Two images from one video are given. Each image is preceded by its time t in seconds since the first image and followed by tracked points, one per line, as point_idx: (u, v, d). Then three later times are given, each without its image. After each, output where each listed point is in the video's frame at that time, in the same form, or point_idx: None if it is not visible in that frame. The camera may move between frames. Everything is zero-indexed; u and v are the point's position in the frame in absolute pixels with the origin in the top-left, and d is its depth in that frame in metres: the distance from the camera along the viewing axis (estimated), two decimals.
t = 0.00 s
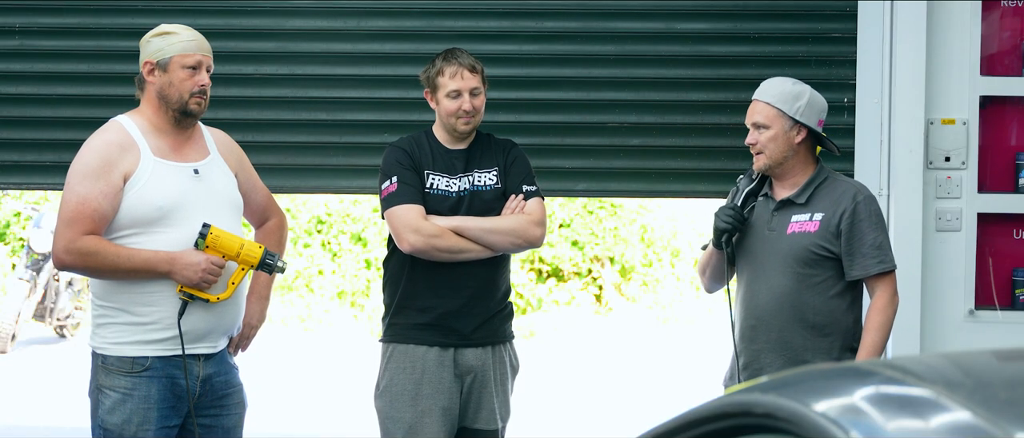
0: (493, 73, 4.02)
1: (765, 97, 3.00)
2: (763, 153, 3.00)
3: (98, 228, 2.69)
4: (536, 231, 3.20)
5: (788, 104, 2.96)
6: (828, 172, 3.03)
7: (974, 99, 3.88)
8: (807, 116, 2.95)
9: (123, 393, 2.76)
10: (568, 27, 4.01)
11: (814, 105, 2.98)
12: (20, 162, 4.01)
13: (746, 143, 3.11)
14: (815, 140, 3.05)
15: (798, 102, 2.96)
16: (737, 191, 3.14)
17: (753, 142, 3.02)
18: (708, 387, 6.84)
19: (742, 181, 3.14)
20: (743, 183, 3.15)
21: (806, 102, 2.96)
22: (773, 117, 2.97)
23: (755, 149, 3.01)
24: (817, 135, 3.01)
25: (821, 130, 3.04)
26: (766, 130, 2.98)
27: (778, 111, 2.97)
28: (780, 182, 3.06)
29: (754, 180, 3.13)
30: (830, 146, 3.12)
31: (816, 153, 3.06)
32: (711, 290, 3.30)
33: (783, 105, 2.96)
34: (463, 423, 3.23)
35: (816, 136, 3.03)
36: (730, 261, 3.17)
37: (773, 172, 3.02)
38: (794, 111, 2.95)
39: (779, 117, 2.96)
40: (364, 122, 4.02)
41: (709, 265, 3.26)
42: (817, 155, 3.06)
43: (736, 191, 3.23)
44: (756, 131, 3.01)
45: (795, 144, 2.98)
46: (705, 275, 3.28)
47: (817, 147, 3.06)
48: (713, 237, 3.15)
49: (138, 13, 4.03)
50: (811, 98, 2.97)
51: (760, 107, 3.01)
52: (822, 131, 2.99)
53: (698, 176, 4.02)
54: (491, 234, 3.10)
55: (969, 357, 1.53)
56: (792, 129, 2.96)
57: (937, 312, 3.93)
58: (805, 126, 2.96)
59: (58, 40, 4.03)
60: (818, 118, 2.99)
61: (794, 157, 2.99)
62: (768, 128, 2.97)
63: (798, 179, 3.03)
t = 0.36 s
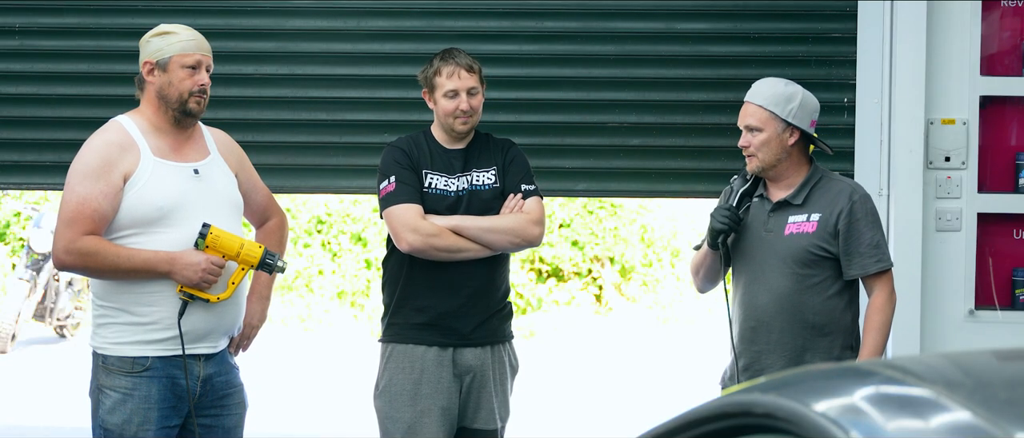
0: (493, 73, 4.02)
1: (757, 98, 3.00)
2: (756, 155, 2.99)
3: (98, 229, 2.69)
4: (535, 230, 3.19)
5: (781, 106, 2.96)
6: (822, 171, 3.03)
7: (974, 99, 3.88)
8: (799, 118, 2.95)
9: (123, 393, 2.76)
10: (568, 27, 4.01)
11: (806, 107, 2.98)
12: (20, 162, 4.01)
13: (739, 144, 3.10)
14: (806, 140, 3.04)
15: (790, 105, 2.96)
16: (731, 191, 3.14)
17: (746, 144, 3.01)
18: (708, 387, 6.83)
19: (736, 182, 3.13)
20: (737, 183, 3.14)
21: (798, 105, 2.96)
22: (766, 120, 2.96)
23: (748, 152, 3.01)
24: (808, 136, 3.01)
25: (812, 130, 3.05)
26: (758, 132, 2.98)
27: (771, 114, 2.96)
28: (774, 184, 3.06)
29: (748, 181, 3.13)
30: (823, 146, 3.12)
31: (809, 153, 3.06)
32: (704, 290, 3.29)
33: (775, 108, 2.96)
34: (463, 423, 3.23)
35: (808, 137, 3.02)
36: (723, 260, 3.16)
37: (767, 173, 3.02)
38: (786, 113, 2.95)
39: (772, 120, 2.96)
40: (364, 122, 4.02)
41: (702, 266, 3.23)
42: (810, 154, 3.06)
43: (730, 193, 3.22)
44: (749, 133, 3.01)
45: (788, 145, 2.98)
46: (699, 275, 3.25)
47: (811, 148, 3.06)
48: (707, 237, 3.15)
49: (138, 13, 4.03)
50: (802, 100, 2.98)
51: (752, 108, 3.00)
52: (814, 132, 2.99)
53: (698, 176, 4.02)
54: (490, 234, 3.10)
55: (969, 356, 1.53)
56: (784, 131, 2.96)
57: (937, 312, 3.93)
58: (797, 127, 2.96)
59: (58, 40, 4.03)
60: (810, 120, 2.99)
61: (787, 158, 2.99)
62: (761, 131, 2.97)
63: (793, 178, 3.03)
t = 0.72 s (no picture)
0: (493, 73, 4.02)
1: (761, 98, 3.01)
2: (758, 155, 2.99)
3: (98, 229, 2.69)
4: (533, 230, 3.19)
5: (784, 107, 2.96)
6: (824, 171, 3.05)
7: (974, 99, 3.88)
8: (803, 118, 2.96)
9: (124, 393, 2.76)
10: (568, 27, 4.01)
11: (810, 107, 2.98)
12: (20, 162, 4.01)
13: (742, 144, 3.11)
14: (810, 140, 3.05)
15: (794, 105, 2.96)
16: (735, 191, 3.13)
17: (750, 144, 3.01)
18: (709, 387, 6.83)
19: (739, 181, 3.12)
20: (739, 183, 3.13)
21: (802, 106, 2.97)
22: (769, 120, 2.97)
23: (752, 151, 3.01)
24: (812, 137, 3.03)
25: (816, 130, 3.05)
26: (762, 133, 2.98)
27: (774, 114, 2.97)
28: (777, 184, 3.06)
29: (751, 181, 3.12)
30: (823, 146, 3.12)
31: (812, 154, 3.07)
32: (705, 289, 3.27)
33: (779, 108, 2.96)
34: (462, 423, 3.23)
35: (812, 137, 3.03)
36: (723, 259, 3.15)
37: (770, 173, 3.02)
38: (790, 114, 2.95)
39: (776, 120, 2.96)
40: (364, 122, 4.02)
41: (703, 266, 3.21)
42: (813, 155, 3.07)
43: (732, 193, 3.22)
44: (752, 133, 3.01)
45: (792, 146, 2.98)
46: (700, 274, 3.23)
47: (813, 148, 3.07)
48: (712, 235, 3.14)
49: (138, 13, 4.03)
50: (807, 101, 2.98)
51: (755, 108, 3.01)
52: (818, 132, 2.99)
53: (698, 176, 4.02)
54: (489, 233, 3.10)
55: (969, 357, 1.53)
56: (788, 132, 2.96)
57: (937, 312, 3.93)
58: (800, 128, 2.96)
59: (58, 40, 4.03)
60: (813, 121, 2.99)
61: (790, 158, 2.99)
62: (765, 131, 2.97)
63: (796, 178, 3.03)
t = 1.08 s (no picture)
0: (493, 72, 4.02)
1: (790, 104, 2.99)
2: (785, 161, 2.98)
3: (111, 223, 2.69)
4: (531, 230, 3.19)
5: (814, 114, 2.94)
6: (853, 178, 3.04)
7: (974, 99, 3.88)
8: (833, 126, 2.94)
9: (124, 392, 2.76)
10: (568, 27, 4.02)
11: (840, 115, 2.97)
12: (19, 162, 4.01)
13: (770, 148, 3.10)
14: (838, 149, 3.03)
15: (824, 113, 2.94)
16: (760, 196, 3.12)
17: (777, 150, 3.00)
18: (710, 387, 6.83)
19: (767, 186, 3.11)
20: (766, 188, 3.12)
21: (832, 114, 2.95)
22: (798, 127, 2.94)
23: (778, 157, 3.00)
24: (839, 146, 3.00)
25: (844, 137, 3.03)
26: (790, 139, 2.96)
27: (804, 121, 2.94)
28: (805, 189, 3.05)
29: (777, 186, 3.11)
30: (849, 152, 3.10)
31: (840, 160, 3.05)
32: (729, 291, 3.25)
33: (808, 116, 2.94)
34: (461, 423, 3.23)
35: (839, 146, 3.01)
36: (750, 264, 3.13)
37: (797, 179, 3.02)
38: (819, 122, 2.94)
39: (804, 127, 2.94)
40: (364, 122, 4.02)
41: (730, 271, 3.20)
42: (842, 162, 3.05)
43: (757, 197, 3.23)
44: (781, 139, 2.98)
45: (820, 154, 2.97)
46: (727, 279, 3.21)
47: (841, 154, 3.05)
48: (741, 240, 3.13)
49: (138, 13, 4.03)
50: (836, 109, 2.97)
51: (785, 114, 2.98)
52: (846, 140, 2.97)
53: (698, 176, 4.02)
54: (487, 234, 3.10)
55: (969, 357, 1.53)
56: (817, 140, 2.95)
57: (937, 312, 3.93)
58: (829, 137, 2.95)
59: (58, 40, 4.03)
60: (843, 128, 2.98)
61: (817, 165, 2.98)
62: (793, 138, 2.95)
63: (824, 184, 3.02)
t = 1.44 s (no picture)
0: (493, 72, 4.02)
1: (823, 108, 2.95)
2: (817, 164, 2.97)
3: (145, 212, 2.67)
4: (529, 231, 3.19)
5: (847, 120, 2.90)
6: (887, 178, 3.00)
7: (974, 99, 3.88)
8: (866, 132, 2.90)
9: (122, 392, 2.76)
10: (568, 27, 4.02)
11: (874, 120, 2.92)
12: (19, 162, 4.01)
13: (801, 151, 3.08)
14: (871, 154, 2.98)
15: (857, 119, 2.90)
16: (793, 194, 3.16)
17: (809, 153, 2.99)
18: (711, 387, 6.83)
19: (802, 184, 3.13)
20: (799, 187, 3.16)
21: (866, 119, 2.90)
22: (829, 132, 2.92)
23: (810, 159, 2.99)
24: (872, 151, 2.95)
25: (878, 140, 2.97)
26: (821, 144, 2.94)
27: (836, 126, 2.91)
28: (837, 190, 3.05)
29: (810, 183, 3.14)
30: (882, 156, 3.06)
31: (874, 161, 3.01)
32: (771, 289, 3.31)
33: (841, 121, 2.90)
34: (459, 423, 3.22)
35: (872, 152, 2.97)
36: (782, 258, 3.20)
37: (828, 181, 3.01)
38: (852, 128, 2.89)
39: (836, 132, 2.91)
40: (363, 122, 4.02)
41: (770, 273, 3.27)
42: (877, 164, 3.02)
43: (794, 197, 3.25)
44: (812, 142, 2.97)
45: (852, 158, 2.94)
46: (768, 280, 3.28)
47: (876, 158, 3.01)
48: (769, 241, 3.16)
49: (138, 13, 4.03)
50: (871, 114, 2.91)
51: (815, 117, 2.97)
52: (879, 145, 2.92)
53: (698, 176, 4.02)
54: (484, 235, 3.10)
55: (969, 357, 1.53)
56: (849, 145, 2.92)
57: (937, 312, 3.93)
58: (862, 143, 2.90)
59: (58, 40, 4.03)
60: (878, 133, 2.93)
61: (848, 170, 2.96)
62: (824, 143, 2.93)
63: (854, 187, 3.01)
